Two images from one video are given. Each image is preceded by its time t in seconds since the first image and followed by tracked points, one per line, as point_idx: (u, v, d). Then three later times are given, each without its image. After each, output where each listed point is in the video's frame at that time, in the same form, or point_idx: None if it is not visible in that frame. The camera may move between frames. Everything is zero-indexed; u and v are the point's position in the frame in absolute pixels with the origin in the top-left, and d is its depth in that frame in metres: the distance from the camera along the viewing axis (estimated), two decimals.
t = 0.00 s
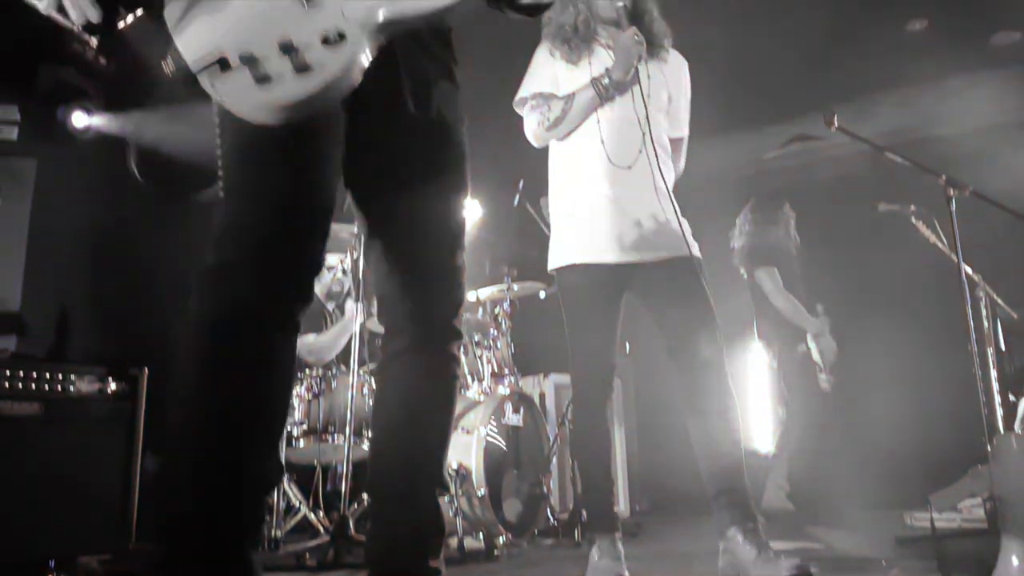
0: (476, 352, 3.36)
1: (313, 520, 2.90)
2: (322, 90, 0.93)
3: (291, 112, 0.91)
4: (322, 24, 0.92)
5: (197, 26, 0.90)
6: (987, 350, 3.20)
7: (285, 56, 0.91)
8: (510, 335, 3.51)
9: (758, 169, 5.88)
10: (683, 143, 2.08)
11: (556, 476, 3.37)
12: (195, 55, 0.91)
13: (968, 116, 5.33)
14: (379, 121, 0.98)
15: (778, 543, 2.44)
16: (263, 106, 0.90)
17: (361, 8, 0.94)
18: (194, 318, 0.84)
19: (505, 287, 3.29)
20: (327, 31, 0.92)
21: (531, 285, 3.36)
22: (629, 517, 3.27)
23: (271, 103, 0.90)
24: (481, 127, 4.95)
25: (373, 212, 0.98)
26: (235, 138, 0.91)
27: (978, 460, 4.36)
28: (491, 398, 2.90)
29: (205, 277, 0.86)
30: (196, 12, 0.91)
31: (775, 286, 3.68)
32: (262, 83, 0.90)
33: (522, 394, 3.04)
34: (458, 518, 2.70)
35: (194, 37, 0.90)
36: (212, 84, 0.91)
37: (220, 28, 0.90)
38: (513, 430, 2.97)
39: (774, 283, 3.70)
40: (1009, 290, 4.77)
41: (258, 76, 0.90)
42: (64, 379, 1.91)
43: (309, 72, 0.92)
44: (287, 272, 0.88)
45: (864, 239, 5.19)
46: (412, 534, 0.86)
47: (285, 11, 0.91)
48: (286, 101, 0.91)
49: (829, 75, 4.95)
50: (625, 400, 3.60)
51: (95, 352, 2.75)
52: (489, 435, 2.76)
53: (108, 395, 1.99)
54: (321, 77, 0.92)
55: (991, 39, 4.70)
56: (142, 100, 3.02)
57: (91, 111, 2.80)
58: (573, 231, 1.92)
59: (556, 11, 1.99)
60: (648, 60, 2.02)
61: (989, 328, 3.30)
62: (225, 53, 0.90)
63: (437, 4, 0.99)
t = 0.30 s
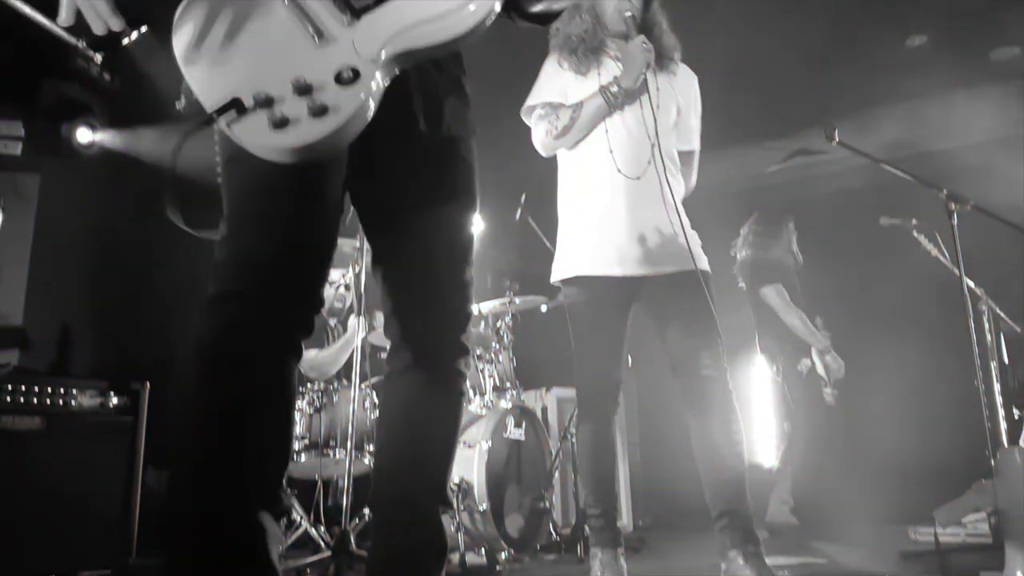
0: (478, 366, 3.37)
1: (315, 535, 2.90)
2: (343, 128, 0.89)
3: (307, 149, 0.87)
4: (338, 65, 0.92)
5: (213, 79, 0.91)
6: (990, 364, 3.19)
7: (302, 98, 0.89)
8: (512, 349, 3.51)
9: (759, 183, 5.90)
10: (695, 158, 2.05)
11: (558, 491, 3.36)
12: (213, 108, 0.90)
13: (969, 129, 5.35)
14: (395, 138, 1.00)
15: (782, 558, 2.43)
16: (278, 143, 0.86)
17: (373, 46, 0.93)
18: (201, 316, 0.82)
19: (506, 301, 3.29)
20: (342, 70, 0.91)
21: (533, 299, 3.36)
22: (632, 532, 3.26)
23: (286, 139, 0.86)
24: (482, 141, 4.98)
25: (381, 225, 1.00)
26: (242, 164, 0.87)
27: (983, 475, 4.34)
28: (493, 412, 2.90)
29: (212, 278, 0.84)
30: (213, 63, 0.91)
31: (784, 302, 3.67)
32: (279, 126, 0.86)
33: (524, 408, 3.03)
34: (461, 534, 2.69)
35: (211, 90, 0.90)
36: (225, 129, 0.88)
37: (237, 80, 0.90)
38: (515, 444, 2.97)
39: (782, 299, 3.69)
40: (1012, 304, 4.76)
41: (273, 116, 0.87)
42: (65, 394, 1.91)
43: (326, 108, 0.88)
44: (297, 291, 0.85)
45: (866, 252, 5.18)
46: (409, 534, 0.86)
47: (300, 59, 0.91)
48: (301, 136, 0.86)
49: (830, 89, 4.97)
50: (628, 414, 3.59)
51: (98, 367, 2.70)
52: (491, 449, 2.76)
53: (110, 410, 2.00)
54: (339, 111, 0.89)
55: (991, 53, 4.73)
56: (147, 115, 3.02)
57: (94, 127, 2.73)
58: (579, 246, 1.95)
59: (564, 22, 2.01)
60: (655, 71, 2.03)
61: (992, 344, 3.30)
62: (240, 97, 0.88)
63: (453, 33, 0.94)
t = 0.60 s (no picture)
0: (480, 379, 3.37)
1: (315, 550, 2.87)
2: (346, 138, 0.89)
3: (307, 159, 0.87)
4: (341, 76, 0.93)
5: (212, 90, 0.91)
6: (994, 377, 3.18)
7: (306, 107, 0.89)
8: (513, 361, 3.51)
9: (761, 196, 5.91)
10: (706, 168, 2.11)
11: (561, 506, 3.34)
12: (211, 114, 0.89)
13: (970, 142, 5.36)
14: (403, 143, 1.00)
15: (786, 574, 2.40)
16: (281, 154, 0.86)
17: (378, 57, 0.95)
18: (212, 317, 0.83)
19: (508, 313, 3.30)
20: (346, 80, 0.92)
21: (535, 311, 3.37)
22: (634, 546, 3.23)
23: (288, 150, 0.86)
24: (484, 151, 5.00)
25: (385, 232, 1.01)
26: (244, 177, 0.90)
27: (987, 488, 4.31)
28: (495, 425, 2.89)
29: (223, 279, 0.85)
30: (214, 75, 0.91)
31: (783, 312, 3.77)
32: (282, 136, 0.87)
33: (526, 421, 3.02)
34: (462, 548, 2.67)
35: (210, 101, 0.90)
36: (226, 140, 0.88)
37: (238, 91, 0.90)
38: (517, 458, 2.95)
39: (781, 309, 3.78)
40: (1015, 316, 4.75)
41: (275, 126, 0.87)
42: (66, 408, 1.91)
43: (329, 119, 0.88)
44: (303, 294, 0.85)
45: (866, 267, 5.23)
46: (404, 537, 0.86)
47: (301, 70, 0.92)
48: (303, 146, 0.87)
49: (831, 101, 4.99)
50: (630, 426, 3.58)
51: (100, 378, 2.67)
52: (493, 462, 2.75)
53: (111, 423, 1.99)
54: (342, 121, 0.89)
55: (991, 66, 4.75)
56: (152, 126, 3.05)
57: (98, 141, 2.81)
58: (586, 253, 1.99)
59: (574, 33, 2.15)
60: (665, 81, 2.12)
61: (995, 356, 3.29)
62: (241, 106, 0.88)
63: (462, 41, 0.98)
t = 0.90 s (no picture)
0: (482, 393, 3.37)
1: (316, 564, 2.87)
2: (343, 129, 0.98)
3: (308, 151, 0.96)
4: (340, 70, 1.03)
5: (213, 85, 1.03)
6: (996, 391, 3.17)
7: (303, 99, 1.00)
8: (515, 372, 3.49)
9: (761, 208, 5.93)
10: (718, 177, 2.13)
11: (563, 520, 3.33)
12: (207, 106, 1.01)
13: (972, 154, 5.34)
14: (408, 147, 1.11)
15: None
16: (275, 146, 0.96)
17: (380, 51, 1.06)
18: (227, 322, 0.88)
19: (510, 325, 3.29)
20: (346, 74, 1.03)
21: (537, 324, 3.37)
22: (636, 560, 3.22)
23: (284, 143, 0.96)
24: (486, 160, 5.00)
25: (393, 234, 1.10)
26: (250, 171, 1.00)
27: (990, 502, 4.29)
28: (497, 438, 2.89)
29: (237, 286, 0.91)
30: (216, 73, 1.04)
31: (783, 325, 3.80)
32: (275, 127, 0.97)
33: (528, 434, 3.02)
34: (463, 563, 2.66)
35: (211, 95, 1.02)
36: (225, 132, 0.99)
37: (239, 87, 1.02)
38: (518, 472, 2.95)
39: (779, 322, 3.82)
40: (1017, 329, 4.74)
41: (272, 118, 0.98)
42: (67, 421, 1.90)
43: (327, 112, 0.98)
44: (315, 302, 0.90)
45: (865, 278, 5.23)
46: (411, 525, 0.92)
47: (300, 66, 1.03)
48: (301, 138, 0.96)
49: (832, 113, 5.00)
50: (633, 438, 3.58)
51: (100, 392, 2.63)
52: (496, 475, 2.76)
53: (113, 438, 1.97)
54: (340, 114, 0.99)
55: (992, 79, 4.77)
56: (155, 138, 3.05)
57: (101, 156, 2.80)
58: (592, 258, 1.99)
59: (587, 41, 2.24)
60: (676, 89, 2.18)
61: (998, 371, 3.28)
62: (237, 99, 1.00)
63: (472, 32, 1.08)
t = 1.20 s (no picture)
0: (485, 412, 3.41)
1: None
2: (342, 137, 1.00)
3: (302, 158, 0.99)
4: (337, 75, 1.05)
5: (209, 92, 1.05)
6: (1000, 410, 3.16)
7: (298, 105, 1.01)
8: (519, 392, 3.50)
9: (762, 226, 5.94)
10: (736, 181, 2.14)
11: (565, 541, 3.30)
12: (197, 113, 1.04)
13: (972, 175, 5.44)
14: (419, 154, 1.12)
15: None
16: (267, 155, 0.99)
17: (381, 55, 1.07)
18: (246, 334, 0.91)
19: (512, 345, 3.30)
20: (342, 79, 1.04)
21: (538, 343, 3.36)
22: None
23: (277, 152, 0.98)
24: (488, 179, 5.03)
25: (407, 246, 1.12)
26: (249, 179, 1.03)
27: (994, 522, 4.27)
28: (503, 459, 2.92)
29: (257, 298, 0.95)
30: (207, 81, 1.07)
31: (784, 341, 3.88)
32: (268, 135, 0.99)
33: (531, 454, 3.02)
34: None
35: (205, 103, 1.05)
36: (217, 140, 1.01)
37: (232, 92, 1.04)
38: (520, 491, 2.96)
39: (783, 339, 3.89)
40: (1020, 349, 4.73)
41: (265, 126, 1.00)
42: (69, 444, 1.87)
43: (322, 119, 1.00)
44: (334, 320, 0.94)
45: (866, 296, 5.31)
46: (427, 518, 0.96)
47: (296, 71, 1.05)
48: (296, 146, 0.98)
49: (832, 133, 5.02)
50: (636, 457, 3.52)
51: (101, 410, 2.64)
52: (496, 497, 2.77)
53: (114, 459, 1.97)
54: (336, 120, 1.00)
55: (991, 100, 4.77)
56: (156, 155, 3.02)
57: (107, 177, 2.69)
58: (601, 262, 1.98)
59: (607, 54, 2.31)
60: (692, 95, 2.18)
61: (1001, 390, 3.28)
62: (228, 104, 1.02)
63: (474, 38, 1.10)
